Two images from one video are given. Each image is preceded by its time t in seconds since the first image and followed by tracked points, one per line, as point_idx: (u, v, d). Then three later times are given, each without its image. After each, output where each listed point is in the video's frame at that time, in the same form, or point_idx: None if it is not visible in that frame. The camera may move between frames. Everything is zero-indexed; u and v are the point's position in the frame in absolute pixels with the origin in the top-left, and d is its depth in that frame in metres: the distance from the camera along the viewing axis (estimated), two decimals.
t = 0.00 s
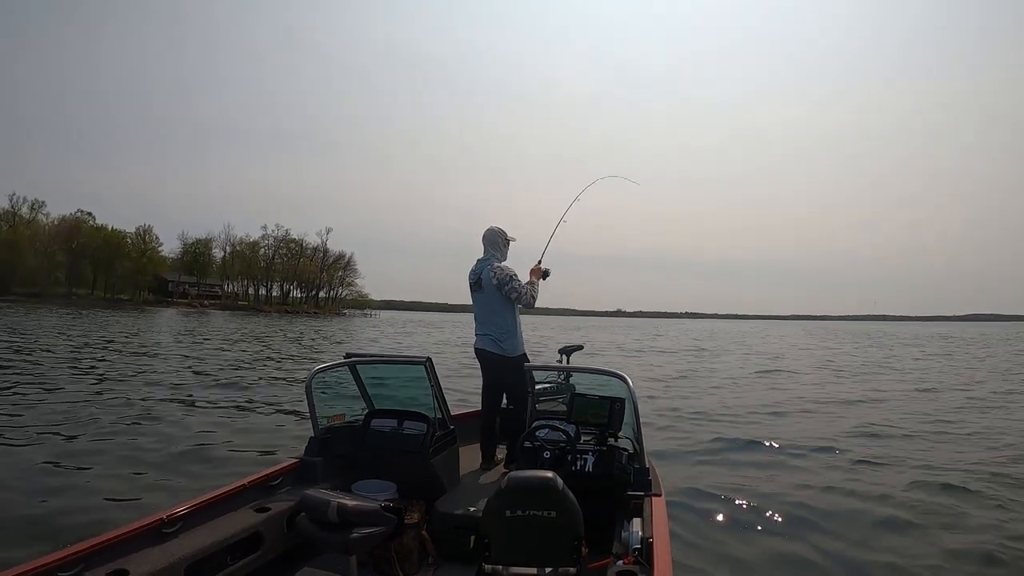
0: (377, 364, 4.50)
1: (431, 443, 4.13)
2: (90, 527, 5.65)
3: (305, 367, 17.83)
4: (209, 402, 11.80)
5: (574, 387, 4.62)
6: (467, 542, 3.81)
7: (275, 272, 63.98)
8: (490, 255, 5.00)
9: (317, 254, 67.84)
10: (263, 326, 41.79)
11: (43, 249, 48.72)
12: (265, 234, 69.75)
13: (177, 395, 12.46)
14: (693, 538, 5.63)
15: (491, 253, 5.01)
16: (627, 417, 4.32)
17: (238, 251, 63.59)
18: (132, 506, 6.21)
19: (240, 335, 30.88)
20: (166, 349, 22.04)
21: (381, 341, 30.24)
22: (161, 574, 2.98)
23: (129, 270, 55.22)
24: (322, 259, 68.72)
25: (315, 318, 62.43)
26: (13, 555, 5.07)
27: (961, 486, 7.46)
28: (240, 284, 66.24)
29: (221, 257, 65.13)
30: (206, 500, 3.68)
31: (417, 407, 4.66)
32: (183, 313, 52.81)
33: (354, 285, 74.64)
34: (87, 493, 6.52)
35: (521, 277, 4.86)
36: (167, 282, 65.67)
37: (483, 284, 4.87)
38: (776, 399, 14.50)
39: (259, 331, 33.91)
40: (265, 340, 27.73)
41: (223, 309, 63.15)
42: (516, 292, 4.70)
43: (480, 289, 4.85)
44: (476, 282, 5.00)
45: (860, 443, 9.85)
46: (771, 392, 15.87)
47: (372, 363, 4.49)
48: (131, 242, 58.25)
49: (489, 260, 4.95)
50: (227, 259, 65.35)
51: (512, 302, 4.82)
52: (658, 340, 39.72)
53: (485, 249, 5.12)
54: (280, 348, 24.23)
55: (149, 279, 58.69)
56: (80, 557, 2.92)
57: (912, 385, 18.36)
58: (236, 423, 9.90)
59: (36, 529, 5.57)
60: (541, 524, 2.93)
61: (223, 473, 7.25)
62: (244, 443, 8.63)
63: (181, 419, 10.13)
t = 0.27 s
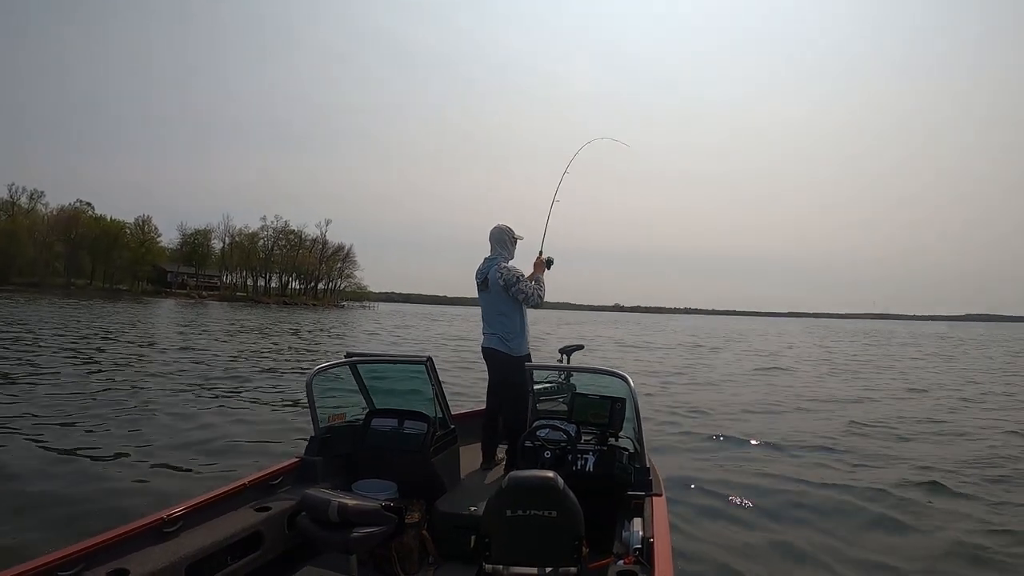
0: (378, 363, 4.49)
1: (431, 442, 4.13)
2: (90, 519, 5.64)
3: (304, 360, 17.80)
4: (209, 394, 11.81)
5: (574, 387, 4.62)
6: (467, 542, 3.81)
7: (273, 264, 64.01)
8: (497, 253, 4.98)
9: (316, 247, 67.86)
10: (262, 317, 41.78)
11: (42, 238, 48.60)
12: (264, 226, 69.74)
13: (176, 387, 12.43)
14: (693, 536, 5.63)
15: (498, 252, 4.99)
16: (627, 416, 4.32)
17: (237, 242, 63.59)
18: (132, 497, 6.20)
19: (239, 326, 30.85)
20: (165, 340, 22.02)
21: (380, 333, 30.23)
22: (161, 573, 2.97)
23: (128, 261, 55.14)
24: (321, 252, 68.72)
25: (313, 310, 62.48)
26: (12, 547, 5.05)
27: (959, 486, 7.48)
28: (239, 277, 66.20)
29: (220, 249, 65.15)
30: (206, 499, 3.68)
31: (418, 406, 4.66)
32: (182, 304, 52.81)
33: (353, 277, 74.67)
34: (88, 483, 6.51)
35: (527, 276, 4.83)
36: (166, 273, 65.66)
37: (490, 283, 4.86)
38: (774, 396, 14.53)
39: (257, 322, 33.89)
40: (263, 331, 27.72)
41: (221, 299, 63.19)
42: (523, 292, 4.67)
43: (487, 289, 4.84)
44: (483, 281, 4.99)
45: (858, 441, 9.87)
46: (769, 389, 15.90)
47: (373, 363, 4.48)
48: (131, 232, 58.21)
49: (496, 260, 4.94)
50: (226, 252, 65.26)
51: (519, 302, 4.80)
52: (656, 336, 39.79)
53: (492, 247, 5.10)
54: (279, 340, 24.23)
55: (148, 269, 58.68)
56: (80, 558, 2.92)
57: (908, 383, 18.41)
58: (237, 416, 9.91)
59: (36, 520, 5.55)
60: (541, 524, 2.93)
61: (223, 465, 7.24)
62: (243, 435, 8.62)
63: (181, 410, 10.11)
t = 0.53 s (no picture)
0: (379, 365, 4.49)
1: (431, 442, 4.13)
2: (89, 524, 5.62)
3: (301, 364, 17.78)
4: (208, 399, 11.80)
5: (574, 387, 4.59)
6: (467, 543, 3.81)
7: (271, 268, 64.02)
8: (501, 254, 4.98)
9: (313, 250, 67.84)
10: (259, 323, 41.74)
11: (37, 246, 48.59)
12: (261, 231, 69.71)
13: (174, 394, 12.40)
14: (693, 536, 5.62)
15: (502, 253, 4.99)
16: (628, 417, 4.32)
17: (234, 247, 63.59)
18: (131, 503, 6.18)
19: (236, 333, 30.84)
20: (162, 347, 21.99)
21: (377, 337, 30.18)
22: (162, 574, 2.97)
23: (124, 267, 54.93)
24: (318, 255, 68.70)
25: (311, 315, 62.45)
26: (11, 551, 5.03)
27: (959, 480, 7.46)
28: (236, 282, 66.02)
29: (217, 254, 65.15)
30: (206, 500, 3.68)
31: (418, 407, 4.66)
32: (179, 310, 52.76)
33: (350, 281, 74.61)
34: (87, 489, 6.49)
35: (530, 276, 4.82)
36: (163, 279, 65.62)
37: (494, 284, 4.86)
38: (773, 393, 14.51)
39: (255, 328, 33.85)
40: (261, 337, 27.69)
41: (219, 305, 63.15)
42: (528, 292, 4.67)
43: (492, 289, 4.84)
44: (487, 282, 4.99)
45: (858, 437, 9.86)
46: (768, 386, 15.87)
47: (374, 364, 4.48)
48: (127, 239, 58.19)
49: (499, 261, 4.94)
50: (222, 256, 65.04)
51: (523, 302, 4.80)
52: (654, 336, 39.76)
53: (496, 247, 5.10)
54: (276, 345, 24.21)
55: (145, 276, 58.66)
56: (80, 558, 2.92)
57: (908, 378, 18.40)
58: (235, 420, 9.91)
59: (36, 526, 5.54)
60: (541, 524, 2.93)
61: (222, 469, 7.22)
62: (242, 440, 8.60)
63: (180, 417, 10.09)
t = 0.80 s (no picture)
0: (377, 366, 4.45)
1: (431, 444, 4.12)
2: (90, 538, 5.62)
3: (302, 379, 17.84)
4: (209, 415, 11.89)
5: (574, 387, 4.57)
6: (468, 543, 3.81)
7: (268, 284, 64.18)
8: (500, 255, 4.99)
9: (310, 264, 67.93)
10: (258, 339, 41.82)
11: (35, 268, 49.23)
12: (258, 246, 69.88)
13: (174, 411, 12.42)
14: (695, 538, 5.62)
15: (501, 254, 4.99)
16: (627, 417, 4.32)
17: (231, 264, 63.78)
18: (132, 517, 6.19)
19: (235, 350, 30.91)
20: (162, 364, 22.03)
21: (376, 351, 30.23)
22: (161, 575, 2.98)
23: (121, 289, 55.11)
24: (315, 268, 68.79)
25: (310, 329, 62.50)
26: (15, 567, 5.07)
27: (960, 474, 7.46)
28: (235, 296, 66.09)
29: (215, 271, 65.32)
30: (207, 500, 3.69)
31: (419, 408, 4.59)
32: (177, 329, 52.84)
33: (349, 295, 74.60)
34: (88, 507, 6.50)
35: (529, 275, 4.84)
36: (161, 296, 65.73)
37: (494, 286, 4.89)
38: (773, 393, 14.50)
39: (254, 345, 33.91)
40: (260, 354, 27.73)
41: (217, 321, 63.19)
42: (529, 293, 4.70)
43: (492, 291, 4.87)
44: (488, 283, 5.01)
45: (858, 434, 9.85)
46: (768, 386, 15.87)
47: (373, 365, 4.44)
48: (124, 258, 58.40)
49: (499, 261, 4.95)
50: (220, 272, 65.28)
51: (524, 302, 4.84)
52: (654, 342, 39.75)
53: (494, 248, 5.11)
54: (275, 360, 24.23)
55: (143, 295, 58.79)
56: (81, 558, 2.93)
57: (908, 374, 18.38)
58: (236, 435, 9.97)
59: (36, 544, 5.54)
60: (541, 525, 2.93)
61: (222, 482, 7.22)
62: (242, 455, 8.60)
63: (180, 434, 10.10)
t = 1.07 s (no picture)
0: (377, 365, 4.45)
1: (431, 443, 4.13)
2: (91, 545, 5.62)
3: (302, 388, 17.85)
4: (210, 424, 11.93)
5: (574, 387, 4.56)
6: (468, 542, 3.81)
7: (267, 293, 64.23)
8: (502, 255, 5.00)
9: (309, 272, 67.93)
10: (257, 349, 41.83)
11: (34, 280, 49.35)
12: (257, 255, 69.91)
13: (174, 421, 12.40)
14: (695, 540, 5.62)
15: (503, 254, 5.00)
16: (627, 417, 4.32)
17: (229, 273, 63.91)
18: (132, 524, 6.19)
19: (234, 360, 30.93)
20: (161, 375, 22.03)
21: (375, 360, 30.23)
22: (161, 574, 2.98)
23: (119, 300, 55.17)
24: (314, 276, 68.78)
25: (309, 337, 62.47)
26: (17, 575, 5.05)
27: (960, 473, 7.45)
28: (234, 305, 66.06)
29: (213, 281, 65.41)
30: (207, 500, 3.69)
31: (418, 407, 4.58)
32: (175, 339, 52.83)
33: (348, 304, 74.53)
34: (86, 515, 6.49)
35: (532, 273, 4.85)
36: (160, 306, 65.78)
37: (497, 285, 4.90)
38: (772, 395, 14.52)
39: (252, 355, 33.91)
40: (259, 364, 27.75)
41: (216, 331, 63.16)
42: (532, 291, 4.70)
43: (496, 290, 4.87)
44: (490, 283, 5.01)
45: (858, 435, 9.86)
46: (768, 387, 15.86)
47: (372, 364, 4.44)
48: (123, 268, 58.50)
49: (501, 261, 4.96)
50: (218, 282, 65.33)
51: (527, 301, 4.84)
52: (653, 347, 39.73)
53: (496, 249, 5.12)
54: (274, 370, 24.23)
55: (142, 306, 58.79)
56: (81, 558, 2.93)
57: (908, 375, 18.35)
58: (238, 444, 10.00)
59: (35, 549, 5.53)
60: (540, 525, 2.93)
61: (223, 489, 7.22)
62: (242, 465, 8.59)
63: (180, 445, 10.09)
